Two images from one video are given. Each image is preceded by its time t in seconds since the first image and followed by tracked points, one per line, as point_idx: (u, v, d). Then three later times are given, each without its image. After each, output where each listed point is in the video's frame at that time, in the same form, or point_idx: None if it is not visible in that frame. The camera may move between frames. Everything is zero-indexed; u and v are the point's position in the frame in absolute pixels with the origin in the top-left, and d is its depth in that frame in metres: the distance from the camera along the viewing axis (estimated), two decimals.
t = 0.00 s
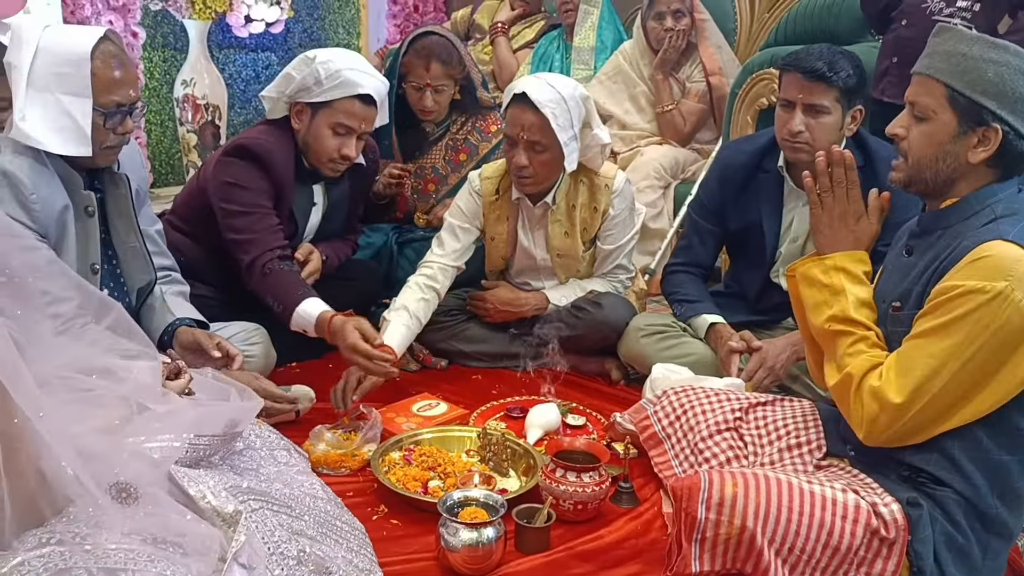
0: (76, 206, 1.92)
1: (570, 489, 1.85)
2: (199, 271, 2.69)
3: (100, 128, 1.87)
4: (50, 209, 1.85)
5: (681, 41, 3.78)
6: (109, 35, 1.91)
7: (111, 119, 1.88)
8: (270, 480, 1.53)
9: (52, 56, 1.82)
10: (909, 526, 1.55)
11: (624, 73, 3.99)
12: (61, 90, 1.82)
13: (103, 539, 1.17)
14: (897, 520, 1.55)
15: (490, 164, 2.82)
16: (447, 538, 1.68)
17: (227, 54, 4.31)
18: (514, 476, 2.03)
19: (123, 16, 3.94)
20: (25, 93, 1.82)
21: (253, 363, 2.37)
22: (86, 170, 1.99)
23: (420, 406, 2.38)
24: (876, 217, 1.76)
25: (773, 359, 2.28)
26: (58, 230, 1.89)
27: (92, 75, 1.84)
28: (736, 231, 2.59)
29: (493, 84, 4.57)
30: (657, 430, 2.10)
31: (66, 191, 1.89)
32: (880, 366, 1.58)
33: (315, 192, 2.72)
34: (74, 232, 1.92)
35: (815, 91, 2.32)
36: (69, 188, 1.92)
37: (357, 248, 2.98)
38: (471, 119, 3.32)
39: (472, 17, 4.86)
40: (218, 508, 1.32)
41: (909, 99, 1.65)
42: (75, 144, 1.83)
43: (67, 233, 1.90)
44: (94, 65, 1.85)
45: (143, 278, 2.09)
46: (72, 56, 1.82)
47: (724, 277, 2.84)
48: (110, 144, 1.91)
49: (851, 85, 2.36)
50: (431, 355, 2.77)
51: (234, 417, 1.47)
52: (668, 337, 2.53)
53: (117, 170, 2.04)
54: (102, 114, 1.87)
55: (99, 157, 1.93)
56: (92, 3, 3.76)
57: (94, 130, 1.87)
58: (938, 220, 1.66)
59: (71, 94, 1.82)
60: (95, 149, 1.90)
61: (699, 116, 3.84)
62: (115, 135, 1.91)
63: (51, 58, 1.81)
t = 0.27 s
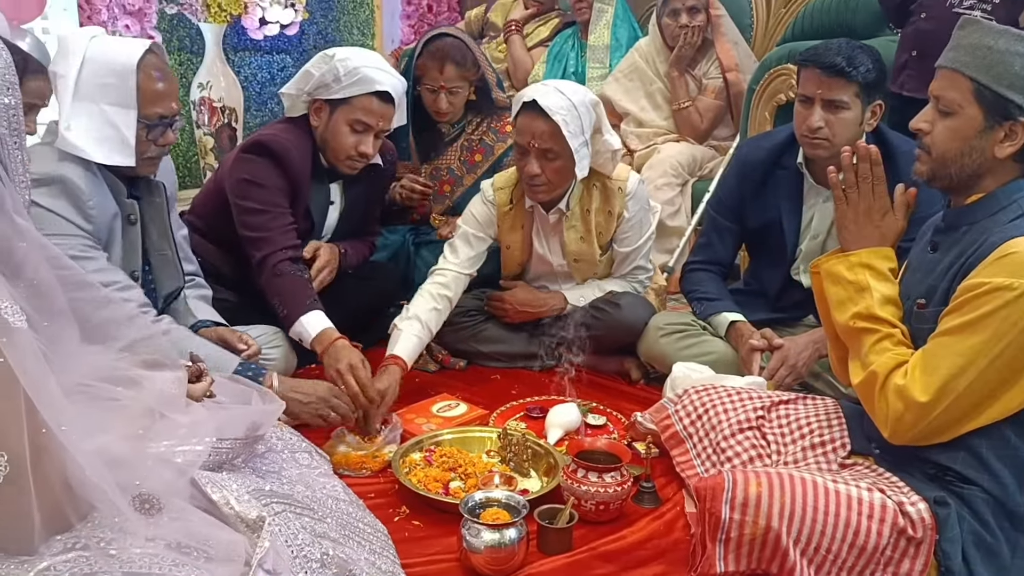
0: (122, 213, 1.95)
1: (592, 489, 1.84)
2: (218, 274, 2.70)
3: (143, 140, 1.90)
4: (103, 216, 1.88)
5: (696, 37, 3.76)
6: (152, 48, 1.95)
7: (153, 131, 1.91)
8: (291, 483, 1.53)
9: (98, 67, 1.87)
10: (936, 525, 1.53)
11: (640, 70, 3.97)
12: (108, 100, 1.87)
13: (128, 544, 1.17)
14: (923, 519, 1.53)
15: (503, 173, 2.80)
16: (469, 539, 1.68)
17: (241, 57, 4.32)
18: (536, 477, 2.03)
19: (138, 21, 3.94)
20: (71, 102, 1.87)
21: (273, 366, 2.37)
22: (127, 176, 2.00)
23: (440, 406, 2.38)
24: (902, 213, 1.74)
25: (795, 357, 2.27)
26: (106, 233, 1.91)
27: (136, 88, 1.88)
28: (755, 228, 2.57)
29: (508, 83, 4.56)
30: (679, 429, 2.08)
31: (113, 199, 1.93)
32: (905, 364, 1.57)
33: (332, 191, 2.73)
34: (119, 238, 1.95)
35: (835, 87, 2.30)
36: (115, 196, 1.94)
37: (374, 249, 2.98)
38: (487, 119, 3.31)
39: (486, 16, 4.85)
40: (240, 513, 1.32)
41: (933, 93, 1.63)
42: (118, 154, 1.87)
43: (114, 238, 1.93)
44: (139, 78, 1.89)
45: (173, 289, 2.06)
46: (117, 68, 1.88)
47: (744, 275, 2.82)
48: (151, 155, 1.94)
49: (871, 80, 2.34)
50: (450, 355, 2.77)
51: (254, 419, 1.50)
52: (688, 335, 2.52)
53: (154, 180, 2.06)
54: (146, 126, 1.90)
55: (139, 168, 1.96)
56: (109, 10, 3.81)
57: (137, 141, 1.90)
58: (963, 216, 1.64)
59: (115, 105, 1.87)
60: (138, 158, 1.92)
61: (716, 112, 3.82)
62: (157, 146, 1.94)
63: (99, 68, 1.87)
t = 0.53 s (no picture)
0: (146, 214, 1.91)
1: (605, 486, 1.82)
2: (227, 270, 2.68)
3: (171, 144, 1.84)
4: (127, 219, 1.84)
5: (708, 27, 3.72)
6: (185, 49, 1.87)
7: (182, 134, 1.84)
8: (300, 481, 1.51)
9: (128, 68, 1.79)
10: (957, 523, 1.50)
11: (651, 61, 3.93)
12: (138, 103, 1.79)
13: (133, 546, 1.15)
14: (944, 517, 1.49)
15: (513, 167, 2.76)
16: (480, 538, 1.65)
17: (250, 52, 4.29)
18: (548, 474, 2.00)
19: (146, 16, 4.05)
20: (102, 105, 1.79)
21: (282, 365, 2.34)
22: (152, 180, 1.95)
23: (450, 402, 2.36)
24: (923, 204, 1.70)
25: (810, 351, 2.23)
26: (129, 237, 1.87)
27: (168, 90, 1.80)
28: (769, 220, 2.54)
29: (518, 75, 4.52)
30: (693, 425, 2.05)
31: (139, 200, 1.88)
32: (925, 359, 1.53)
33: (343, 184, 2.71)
34: (143, 240, 1.91)
35: (851, 76, 2.25)
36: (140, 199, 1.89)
37: (384, 243, 2.96)
38: (496, 112, 3.29)
39: (495, 8, 4.81)
40: (245, 513, 1.30)
41: (951, 82, 1.59)
42: (146, 154, 1.79)
43: (137, 240, 1.89)
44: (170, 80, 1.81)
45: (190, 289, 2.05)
46: (150, 70, 1.79)
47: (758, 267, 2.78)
48: (178, 158, 1.87)
49: (888, 69, 2.30)
50: (461, 350, 2.75)
51: (263, 417, 1.48)
52: (701, 329, 2.48)
53: (179, 182, 2.01)
54: (174, 130, 1.82)
55: (168, 170, 1.90)
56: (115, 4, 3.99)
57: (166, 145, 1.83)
58: (983, 208, 1.60)
59: (147, 107, 1.79)
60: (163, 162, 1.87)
61: (728, 103, 3.78)
62: (185, 149, 1.86)
63: (130, 70, 1.78)
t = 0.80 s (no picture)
0: (147, 211, 1.88)
1: (611, 485, 1.79)
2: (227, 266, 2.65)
3: (171, 138, 1.81)
4: (130, 215, 1.81)
5: (712, 19, 3.68)
6: (183, 43, 1.84)
7: (181, 129, 1.81)
8: (300, 481, 1.49)
9: (126, 61, 1.75)
10: (971, 522, 1.46)
11: (655, 53, 3.90)
12: (137, 96, 1.76)
13: (128, 548, 1.12)
14: (957, 516, 1.46)
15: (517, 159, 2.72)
16: (484, 538, 1.62)
17: (252, 46, 4.25)
18: (552, 472, 1.97)
19: (147, 10, 4.02)
20: (100, 100, 1.75)
21: (283, 362, 2.31)
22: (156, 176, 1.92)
23: (453, 400, 2.33)
24: (935, 197, 1.66)
25: (818, 347, 2.20)
26: (131, 233, 1.84)
27: (166, 84, 1.77)
28: (776, 214, 2.50)
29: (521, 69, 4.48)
30: (699, 422, 2.02)
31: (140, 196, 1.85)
32: (936, 355, 1.50)
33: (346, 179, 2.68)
34: (144, 236, 1.88)
35: (859, 67, 2.22)
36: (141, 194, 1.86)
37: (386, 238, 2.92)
38: (499, 105, 3.26)
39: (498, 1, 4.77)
40: (242, 514, 1.27)
41: (961, 72, 1.56)
42: (146, 149, 1.76)
43: (139, 237, 1.86)
44: (168, 73, 1.78)
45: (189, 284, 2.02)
46: (148, 63, 1.76)
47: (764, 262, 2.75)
48: (178, 154, 1.84)
49: (896, 59, 2.26)
50: (464, 347, 2.71)
51: (262, 417, 1.45)
52: (708, 325, 2.45)
53: (181, 179, 1.98)
54: (173, 125, 1.80)
55: (168, 167, 1.87)
56: None
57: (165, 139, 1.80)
58: (995, 201, 1.56)
59: (145, 101, 1.76)
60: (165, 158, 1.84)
61: (733, 95, 3.74)
62: (185, 144, 1.84)
63: (128, 63, 1.75)
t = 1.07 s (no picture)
0: (169, 201, 1.86)
1: (640, 485, 1.75)
2: (255, 261, 2.64)
3: (189, 127, 1.79)
4: (149, 205, 1.80)
5: (745, 12, 3.62)
6: (200, 31, 1.82)
7: (200, 117, 1.80)
8: (325, 478, 1.47)
9: (146, 51, 1.75)
10: (1012, 527, 1.43)
11: (687, 47, 3.85)
12: (155, 85, 1.75)
13: (149, 543, 1.11)
14: (999, 521, 1.42)
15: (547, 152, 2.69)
16: (511, 537, 1.60)
17: (281, 42, 4.22)
18: (580, 471, 1.94)
19: (177, 6, 4.01)
20: (119, 89, 1.75)
21: (310, 357, 2.30)
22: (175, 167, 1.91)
23: (481, 396, 2.30)
24: (975, 192, 1.60)
25: (853, 346, 2.15)
26: (152, 224, 1.83)
27: (184, 72, 1.76)
28: (810, 210, 2.45)
29: (550, 64, 4.45)
30: (731, 422, 1.98)
31: (161, 187, 1.84)
32: (976, 356, 1.45)
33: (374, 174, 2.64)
34: (166, 227, 1.87)
35: (896, 59, 2.16)
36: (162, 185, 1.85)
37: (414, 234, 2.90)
38: (528, 99, 3.22)
39: None
40: (266, 510, 1.25)
41: (1002, 63, 1.51)
42: (165, 138, 1.75)
43: (160, 228, 1.85)
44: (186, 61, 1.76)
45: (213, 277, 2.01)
46: (165, 51, 1.75)
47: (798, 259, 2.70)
48: (199, 144, 1.83)
49: (936, 51, 2.20)
50: (491, 343, 2.69)
51: (287, 412, 1.43)
52: (740, 322, 2.40)
53: (201, 170, 1.96)
54: (192, 113, 1.78)
55: (186, 155, 1.85)
56: None
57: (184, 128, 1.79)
58: None
59: (163, 90, 1.75)
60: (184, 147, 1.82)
61: (766, 89, 3.68)
62: (205, 133, 1.82)
63: (146, 52, 1.74)
